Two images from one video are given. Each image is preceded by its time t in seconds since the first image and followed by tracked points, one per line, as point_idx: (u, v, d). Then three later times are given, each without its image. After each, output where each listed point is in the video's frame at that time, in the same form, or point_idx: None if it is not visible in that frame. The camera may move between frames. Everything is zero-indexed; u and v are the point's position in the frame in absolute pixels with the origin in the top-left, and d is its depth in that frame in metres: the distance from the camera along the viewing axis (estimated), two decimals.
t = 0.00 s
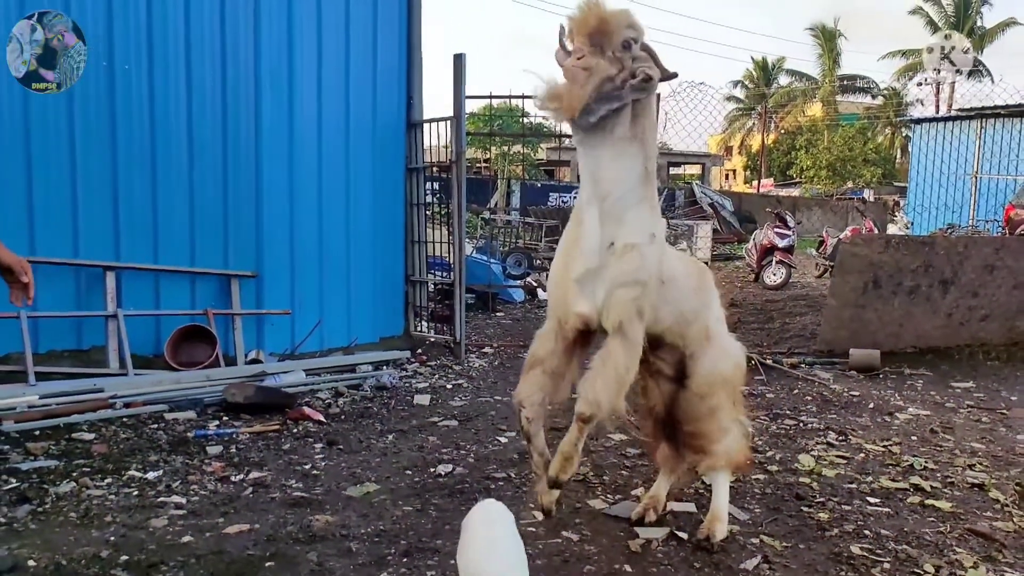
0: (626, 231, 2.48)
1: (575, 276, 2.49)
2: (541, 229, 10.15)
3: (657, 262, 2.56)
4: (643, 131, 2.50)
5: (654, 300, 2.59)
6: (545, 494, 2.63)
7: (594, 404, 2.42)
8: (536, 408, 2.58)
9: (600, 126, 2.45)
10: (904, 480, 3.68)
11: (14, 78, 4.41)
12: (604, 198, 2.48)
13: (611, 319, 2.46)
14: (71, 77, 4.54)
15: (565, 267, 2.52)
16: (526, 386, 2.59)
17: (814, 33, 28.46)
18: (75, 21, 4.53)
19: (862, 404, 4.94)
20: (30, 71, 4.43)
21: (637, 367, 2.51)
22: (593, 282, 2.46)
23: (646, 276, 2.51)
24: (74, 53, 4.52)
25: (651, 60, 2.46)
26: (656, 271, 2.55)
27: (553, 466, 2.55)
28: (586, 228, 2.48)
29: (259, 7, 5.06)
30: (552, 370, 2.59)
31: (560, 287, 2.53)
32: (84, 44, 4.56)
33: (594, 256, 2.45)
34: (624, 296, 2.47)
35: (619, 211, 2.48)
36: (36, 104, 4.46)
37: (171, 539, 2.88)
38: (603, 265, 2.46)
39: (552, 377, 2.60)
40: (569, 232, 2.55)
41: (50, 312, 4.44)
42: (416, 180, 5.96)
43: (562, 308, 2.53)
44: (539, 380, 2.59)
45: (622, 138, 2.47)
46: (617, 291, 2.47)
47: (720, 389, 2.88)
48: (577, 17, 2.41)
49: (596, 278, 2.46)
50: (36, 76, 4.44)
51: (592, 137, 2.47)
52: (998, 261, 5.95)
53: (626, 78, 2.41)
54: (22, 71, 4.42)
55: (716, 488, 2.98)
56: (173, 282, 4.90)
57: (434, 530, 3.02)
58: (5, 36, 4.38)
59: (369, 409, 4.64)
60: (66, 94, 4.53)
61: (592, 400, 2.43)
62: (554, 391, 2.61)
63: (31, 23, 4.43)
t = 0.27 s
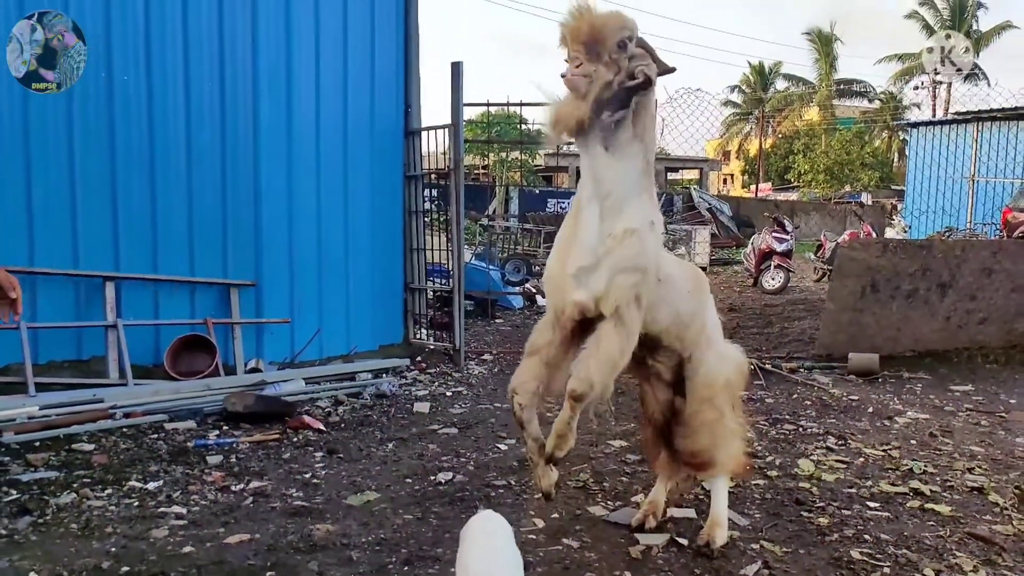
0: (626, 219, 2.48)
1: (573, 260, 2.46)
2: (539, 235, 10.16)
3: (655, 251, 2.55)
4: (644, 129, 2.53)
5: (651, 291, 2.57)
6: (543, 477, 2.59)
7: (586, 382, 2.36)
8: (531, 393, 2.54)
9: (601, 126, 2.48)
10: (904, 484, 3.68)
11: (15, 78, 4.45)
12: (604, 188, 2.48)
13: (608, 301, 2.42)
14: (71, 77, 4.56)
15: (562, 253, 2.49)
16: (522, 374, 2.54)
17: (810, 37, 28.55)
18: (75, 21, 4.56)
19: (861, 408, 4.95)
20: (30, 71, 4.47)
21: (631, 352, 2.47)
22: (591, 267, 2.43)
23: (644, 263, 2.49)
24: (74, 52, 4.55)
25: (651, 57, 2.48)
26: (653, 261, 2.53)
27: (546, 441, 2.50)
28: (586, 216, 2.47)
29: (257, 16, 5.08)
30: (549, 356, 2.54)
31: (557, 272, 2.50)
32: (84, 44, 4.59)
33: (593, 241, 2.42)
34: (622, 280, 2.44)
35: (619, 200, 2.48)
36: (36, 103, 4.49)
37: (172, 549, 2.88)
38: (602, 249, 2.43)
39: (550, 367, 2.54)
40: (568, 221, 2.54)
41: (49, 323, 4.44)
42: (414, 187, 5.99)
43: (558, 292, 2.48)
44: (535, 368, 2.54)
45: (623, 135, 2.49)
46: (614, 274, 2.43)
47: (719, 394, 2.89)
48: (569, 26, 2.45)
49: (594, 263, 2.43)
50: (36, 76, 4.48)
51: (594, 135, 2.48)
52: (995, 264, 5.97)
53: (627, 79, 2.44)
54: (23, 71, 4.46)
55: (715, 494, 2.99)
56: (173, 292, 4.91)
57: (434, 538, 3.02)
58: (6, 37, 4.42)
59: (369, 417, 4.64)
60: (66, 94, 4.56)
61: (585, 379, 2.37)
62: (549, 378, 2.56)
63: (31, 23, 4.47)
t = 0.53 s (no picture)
0: (625, 207, 2.52)
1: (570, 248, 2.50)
2: (538, 242, 10.18)
3: (653, 241, 2.60)
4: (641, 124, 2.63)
5: (651, 281, 2.60)
6: (541, 458, 2.62)
7: (585, 364, 2.40)
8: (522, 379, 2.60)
9: (599, 126, 2.61)
10: (904, 487, 3.69)
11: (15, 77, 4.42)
12: (602, 179, 2.54)
13: (607, 288, 2.45)
14: (71, 77, 4.55)
15: (560, 243, 2.54)
16: (515, 361, 2.61)
17: (805, 40, 28.64)
18: (75, 21, 4.54)
19: (861, 411, 4.95)
20: (30, 71, 4.45)
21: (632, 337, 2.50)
22: (590, 255, 2.45)
23: (643, 251, 2.53)
24: (74, 52, 4.54)
25: (644, 54, 2.63)
26: (651, 250, 2.57)
27: (545, 420, 2.56)
28: (586, 207, 2.51)
29: (254, 29, 5.10)
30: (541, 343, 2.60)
31: (554, 262, 2.54)
32: (84, 44, 4.57)
33: (592, 229, 2.47)
34: (621, 267, 2.47)
35: (618, 190, 2.54)
36: (35, 105, 4.47)
37: (174, 562, 2.88)
38: (600, 238, 2.46)
39: (542, 355, 2.61)
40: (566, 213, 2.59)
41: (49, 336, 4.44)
42: (411, 196, 6.02)
43: (555, 282, 2.51)
44: (528, 355, 2.61)
45: (622, 131, 2.59)
46: (614, 261, 2.46)
47: (718, 399, 2.87)
48: (561, 37, 2.62)
49: (593, 252, 2.46)
50: (36, 76, 4.46)
51: (593, 132, 2.61)
52: (992, 265, 5.98)
53: (623, 78, 2.58)
54: (23, 71, 4.44)
55: (715, 499, 3.00)
56: (172, 303, 4.91)
57: (436, 548, 3.02)
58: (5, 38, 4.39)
59: (370, 426, 4.64)
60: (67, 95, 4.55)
61: (584, 363, 2.41)
62: (543, 365, 2.62)
63: (31, 23, 4.44)
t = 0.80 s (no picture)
0: (626, 204, 2.58)
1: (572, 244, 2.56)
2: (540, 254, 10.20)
3: (655, 235, 2.63)
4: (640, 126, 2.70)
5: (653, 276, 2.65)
6: (542, 447, 2.71)
7: (588, 352, 2.45)
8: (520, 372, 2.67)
9: (599, 130, 2.69)
10: (910, 498, 3.68)
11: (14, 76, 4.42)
12: (603, 178, 2.61)
13: (610, 280, 2.49)
14: (71, 77, 4.55)
15: (562, 240, 2.60)
16: (513, 353, 2.68)
17: (804, 50, 28.76)
18: (75, 21, 4.55)
19: (865, 422, 4.95)
20: (30, 71, 4.44)
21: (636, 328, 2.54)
22: (592, 249, 2.51)
23: (646, 245, 2.57)
24: (74, 52, 4.54)
25: (640, 58, 2.72)
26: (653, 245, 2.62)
27: (548, 406, 2.64)
28: (586, 205, 2.58)
29: (255, 47, 5.14)
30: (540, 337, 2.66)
31: (555, 258, 2.59)
32: (84, 44, 4.58)
33: (591, 224, 2.54)
34: (623, 259, 2.50)
35: (618, 188, 2.60)
36: (36, 109, 4.47)
37: None
38: (602, 233, 2.52)
39: (540, 349, 2.68)
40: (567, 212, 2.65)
41: (53, 355, 4.43)
42: (413, 211, 6.04)
43: (557, 277, 2.57)
44: (526, 348, 2.67)
45: (624, 135, 2.67)
46: (615, 254, 2.51)
47: (718, 411, 2.84)
48: (558, 47, 2.69)
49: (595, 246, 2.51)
50: (36, 76, 4.45)
51: (593, 136, 2.69)
52: (994, 273, 5.98)
53: (623, 83, 2.68)
54: (22, 71, 4.43)
55: (718, 512, 2.98)
56: (175, 321, 4.92)
57: (441, 564, 3.02)
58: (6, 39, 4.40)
59: (373, 441, 4.65)
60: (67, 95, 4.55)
61: (589, 352, 2.45)
62: (540, 358, 2.69)
63: (31, 23, 4.45)
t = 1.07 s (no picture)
0: (631, 200, 2.61)
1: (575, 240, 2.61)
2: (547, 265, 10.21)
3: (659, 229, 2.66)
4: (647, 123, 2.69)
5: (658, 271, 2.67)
6: (551, 436, 2.74)
7: (593, 339, 2.48)
8: (522, 364, 2.72)
9: (602, 131, 2.73)
10: (920, 509, 3.66)
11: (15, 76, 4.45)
12: (606, 176, 2.65)
13: (614, 274, 2.53)
14: (71, 76, 4.57)
15: (566, 236, 2.65)
16: (515, 346, 2.73)
17: (810, 60, 28.79)
18: (75, 21, 4.57)
19: (874, 432, 4.93)
20: (30, 71, 4.46)
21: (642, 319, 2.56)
22: (596, 242, 2.55)
23: (652, 238, 2.59)
24: (74, 52, 4.56)
25: (642, 59, 2.76)
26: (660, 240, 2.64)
27: (558, 394, 2.64)
28: (592, 202, 2.62)
29: (264, 62, 5.18)
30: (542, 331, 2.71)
31: (558, 254, 2.64)
32: (84, 44, 4.60)
33: (595, 219, 2.57)
34: (627, 252, 2.54)
35: (622, 183, 2.63)
36: (45, 106, 4.52)
37: None
38: (606, 227, 2.55)
39: (543, 343, 2.73)
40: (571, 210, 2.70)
41: (64, 370, 4.47)
42: (421, 224, 6.09)
43: (561, 271, 2.61)
44: (529, 341, 2.72)
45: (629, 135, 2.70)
46: (619, 248, 2.54)
47: (722, 423, 2.80)
48: (562, 52, 2.70)
49: (600, 240, 2.55)
50: (36, 76, 4.48)
51: (597, 137, 2.72)
52: (1003, 282, 5.96)
53: (626, 86, 2.72)
54: (22, 71, 4.46)
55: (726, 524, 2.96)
56: (185, 334, 4.95)
57: None
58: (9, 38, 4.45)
59: (381, 454, 4.65)
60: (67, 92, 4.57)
61: (594, 340, 2.48)
62: (543, 352, 2.73)
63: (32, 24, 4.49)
